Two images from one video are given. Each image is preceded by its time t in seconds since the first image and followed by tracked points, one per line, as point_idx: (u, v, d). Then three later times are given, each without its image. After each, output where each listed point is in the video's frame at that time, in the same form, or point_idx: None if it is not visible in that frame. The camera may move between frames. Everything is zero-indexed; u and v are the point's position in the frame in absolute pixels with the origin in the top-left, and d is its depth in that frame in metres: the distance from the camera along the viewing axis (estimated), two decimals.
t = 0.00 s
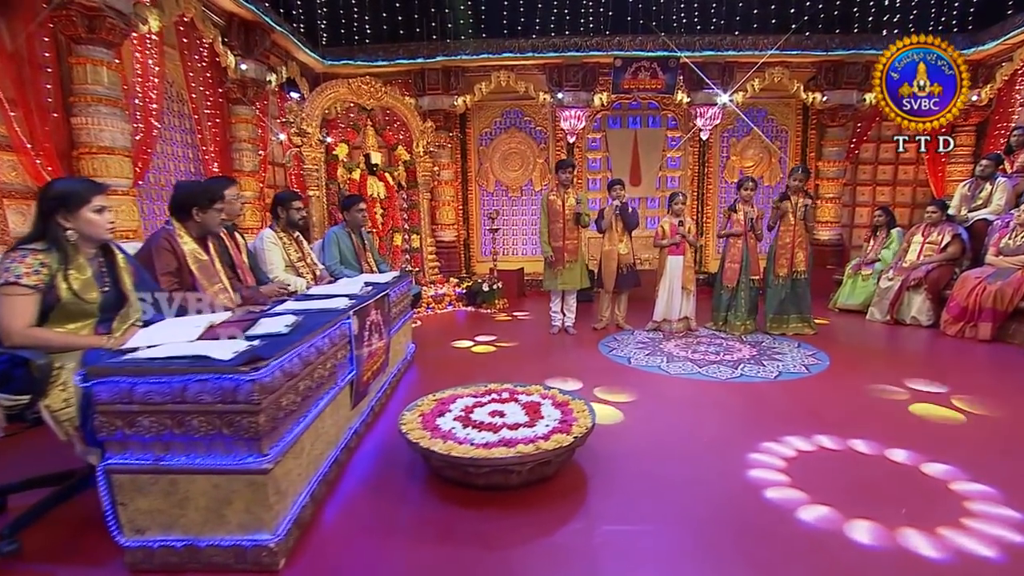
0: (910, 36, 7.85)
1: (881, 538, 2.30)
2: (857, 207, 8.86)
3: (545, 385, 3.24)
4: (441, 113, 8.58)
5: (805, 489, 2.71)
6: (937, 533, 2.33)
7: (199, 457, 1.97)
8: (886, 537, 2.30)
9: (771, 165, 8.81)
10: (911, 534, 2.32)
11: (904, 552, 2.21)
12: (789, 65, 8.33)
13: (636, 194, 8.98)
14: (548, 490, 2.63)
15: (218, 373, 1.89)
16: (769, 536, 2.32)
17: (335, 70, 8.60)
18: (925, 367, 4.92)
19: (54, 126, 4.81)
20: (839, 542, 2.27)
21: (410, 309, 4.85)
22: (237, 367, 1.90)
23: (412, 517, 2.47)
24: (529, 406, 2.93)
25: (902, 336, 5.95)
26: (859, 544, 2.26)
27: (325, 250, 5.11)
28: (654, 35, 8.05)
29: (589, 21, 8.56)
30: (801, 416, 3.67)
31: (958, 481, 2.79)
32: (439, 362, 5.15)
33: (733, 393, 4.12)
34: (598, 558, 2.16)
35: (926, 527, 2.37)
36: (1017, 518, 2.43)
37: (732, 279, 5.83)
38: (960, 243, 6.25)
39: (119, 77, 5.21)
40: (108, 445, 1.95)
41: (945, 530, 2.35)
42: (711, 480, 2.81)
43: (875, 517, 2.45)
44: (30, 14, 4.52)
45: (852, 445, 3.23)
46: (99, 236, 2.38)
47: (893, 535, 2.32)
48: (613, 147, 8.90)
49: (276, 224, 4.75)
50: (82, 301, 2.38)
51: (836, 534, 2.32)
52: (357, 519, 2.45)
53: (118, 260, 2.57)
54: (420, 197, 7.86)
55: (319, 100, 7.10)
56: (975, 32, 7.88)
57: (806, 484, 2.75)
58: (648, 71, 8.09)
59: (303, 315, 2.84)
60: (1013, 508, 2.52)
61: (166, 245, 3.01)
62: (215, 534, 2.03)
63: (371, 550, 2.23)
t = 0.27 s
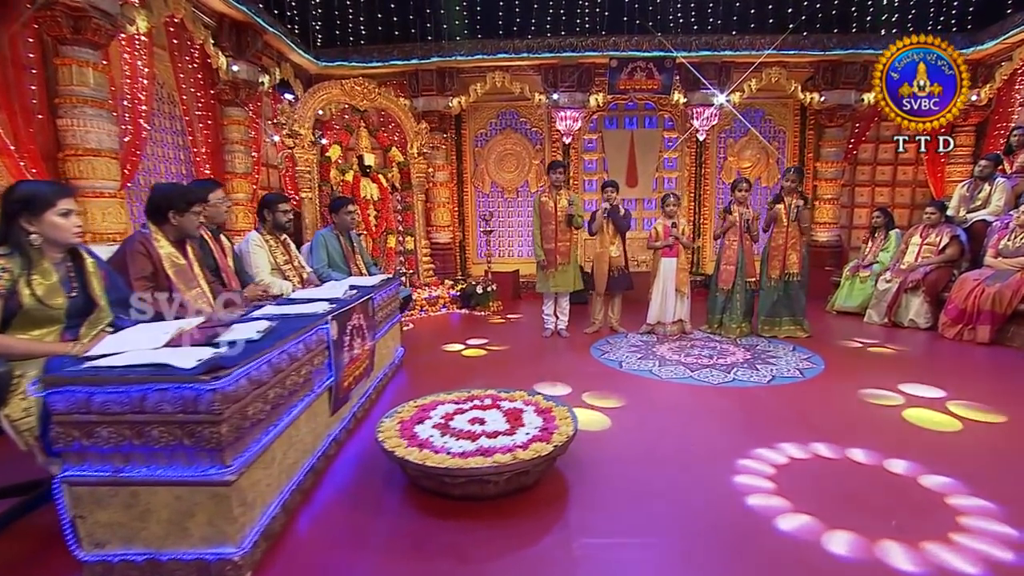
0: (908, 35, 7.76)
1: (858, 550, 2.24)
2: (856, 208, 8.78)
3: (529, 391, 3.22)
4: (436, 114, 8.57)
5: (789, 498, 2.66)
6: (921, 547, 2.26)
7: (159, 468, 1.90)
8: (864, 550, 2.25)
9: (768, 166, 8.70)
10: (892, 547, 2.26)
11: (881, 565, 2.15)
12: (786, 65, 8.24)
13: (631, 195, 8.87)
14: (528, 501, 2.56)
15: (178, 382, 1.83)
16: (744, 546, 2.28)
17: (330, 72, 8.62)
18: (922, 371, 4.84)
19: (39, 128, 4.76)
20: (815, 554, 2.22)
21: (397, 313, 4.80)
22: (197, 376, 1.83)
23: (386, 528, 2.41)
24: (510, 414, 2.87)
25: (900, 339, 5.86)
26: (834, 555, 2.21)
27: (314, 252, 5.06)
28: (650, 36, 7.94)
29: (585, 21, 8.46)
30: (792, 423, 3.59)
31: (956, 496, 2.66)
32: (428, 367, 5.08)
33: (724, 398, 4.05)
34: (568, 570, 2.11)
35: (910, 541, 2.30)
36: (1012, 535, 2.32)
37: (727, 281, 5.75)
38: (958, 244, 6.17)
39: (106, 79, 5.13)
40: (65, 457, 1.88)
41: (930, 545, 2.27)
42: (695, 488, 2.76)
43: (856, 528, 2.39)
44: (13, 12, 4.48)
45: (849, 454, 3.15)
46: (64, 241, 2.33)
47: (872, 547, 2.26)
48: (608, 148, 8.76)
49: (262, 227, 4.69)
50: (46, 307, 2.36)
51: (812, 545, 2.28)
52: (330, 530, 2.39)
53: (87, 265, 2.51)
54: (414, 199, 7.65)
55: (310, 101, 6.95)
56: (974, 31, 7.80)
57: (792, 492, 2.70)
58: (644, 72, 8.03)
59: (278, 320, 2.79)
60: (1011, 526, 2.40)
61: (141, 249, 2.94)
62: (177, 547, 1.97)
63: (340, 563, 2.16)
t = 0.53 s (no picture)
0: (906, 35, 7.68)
1: (830, 563, 2.19)
2: (854, 210, 8.70)
3: (511, 398, 3.20)
4: (431, 117, 8.35)
5: (770, 506, 2.61)
6: (899, 563, 2.19)
7: (114, 481, 1.84)
8: (836, 562, 2.20)
9: (765, 168, 8.59)
10: (866, 561, 2.20)
11: None
12: (783, 66, 8.15)
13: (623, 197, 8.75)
14: (505, 514, 2.50)
15: (133, 392, 1.77)
16: (715, 556, 2.24)
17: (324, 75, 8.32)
18: (917, 375, 4.77)
19: (23, 130, 4.70)
20: (784, 565, 2.18)
21: (382, 316, 4.75)
22: (153, 386, 1.77)
23: (356, 539, 2.35)
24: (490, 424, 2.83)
25: (896, 343, 5.79)
26: (805, 567, 2.17)
27: (300, 256, 5.01)
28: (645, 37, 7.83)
29: (581, 22, 8.32)
30: (780, 429, 3.53)
31: (948, 511, 2.56)
32: (415, 371, 5.01)
33: (712, 404, 3.99)
34: None
35: (889, 556, 2.23)
36: (1001, 555, 2.23)
37: (719, 284, 5.71)
38: (955, 247, 6.11)
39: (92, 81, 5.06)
40: (17, 470, 1.83)
41: (912, 561, 2.21)
42: (675, 495, 2.72)
43: (833, 540, 2.34)
44: None
45: (843, 464, 3.06)
46: (28, 244, 2.30)
47: (846, 560, 2.21)
48: (603, 150, 8.65)
49: (248, 230, 4.65)
50: (9, 313, 2.32)
51: (784, 555, 2.24)
52: (298, 543, 2.33)
53: (53, 270, 2.46)
54: (407, 201, 7.59)
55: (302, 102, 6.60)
56: (972, 32, 7.72)
57: (774, 500, 2.65)
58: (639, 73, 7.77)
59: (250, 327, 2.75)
60: (1004, 545, 2.30)
61: (113, 254, 2.89)
62: (135, 562, 1.91)
63: None
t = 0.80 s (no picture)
0: (904, 36, 7.62)
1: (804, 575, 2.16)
2: (851, 212, 8.64)
3: (494, 405, 3.26)
4: (426, 119, 8.20)
5: (752, 515, 2.59)
6: None
7: (72, 494, 1.79)
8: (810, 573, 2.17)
9: (762, 170, 8.44)
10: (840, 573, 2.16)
11: None
12: (778, 67, 8.04)
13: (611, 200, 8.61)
14: (482, 525, 2.46)
15: (90, 403, 1.73)
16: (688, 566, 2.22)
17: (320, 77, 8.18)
18: (910, 380, 4.71)
19: (9, 134, 4.65)
20: None
21: (369, 321, 4.70)
22: (110, 396, 1.73)
23: (329, 551, 2.32)
24: (469, 434, 2.89)
25: (892, 347, 5.73)
26: None
27: (288, 260, 4.97)
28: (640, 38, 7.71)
29: (576, 23, 8.16)
30: (767, 436, 3.49)
31: (938, 526, 2.49)
32: (403, 377, 4.95)
33: (700, 410, 3.94)
34: None
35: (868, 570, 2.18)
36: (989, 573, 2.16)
37: (710, 287, 5.67)
38: (951, 249, 6.05)
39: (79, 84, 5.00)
40: None
41: None
42: (657, 502, 2.70)
43: (812, 551, 2.30)
44: None
45: (838, 475, 2.99)
46: None
47: (820, 571, 2.18)
48: (599, 151, 8.50)
49: (233, 235, 4.59)
50: None
51: (757, 564, 2.22)
52: (269, 555, 2.29)
53: (21, 277, 2.43)
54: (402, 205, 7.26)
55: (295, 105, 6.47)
56: (970, 33, 7.66)
57: (757, 510, 2.62)
58: (634, 75, 7.64)
59: (223, 334, 2.78)
60: (994, 563, 2.23)
61: (89, 261, 2.86)
62: None
63: None
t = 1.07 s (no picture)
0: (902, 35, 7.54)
1: None
2: (848, 214, 8.57)
3: (474, 413, 3.32)
4: (419, 123, 7.89)
5: (732, 524, 2.55)
6: None
7: (22, 510, 1.75)
8: None
9: (758, 171, 8.35)
10: None
11: None
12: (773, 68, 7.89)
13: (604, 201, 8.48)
14: (457, 537, 2.43)
15: (40, 417, 1.68)
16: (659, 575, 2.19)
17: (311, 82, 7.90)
18: (904, 385, 4.65)
19: None
20: None
21: (354, 326, 4.66)
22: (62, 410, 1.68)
23: (297, 565, 2.28)
24: (447, 444, 2.95)
25: (889, 350, 5.65)
26: None
27: (276, 265, 4.92)
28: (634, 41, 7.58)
29: (570, 26, 8.05)
30: (755, 443, 3.44)
31: (927, 543, 2.40)
32: (391, 384, 4.88)
33: (690, 416, 3.88)
34: None
35: None
36: None
37: (703, 291, 5.59)
38: (947, 251, 5.95)
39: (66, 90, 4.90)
40: None
41: None
42: (635, 508, 2.68)
43: (789, 562, 2.26)
44: None
45: (832, 487, 2.91)
46: None
47: None
48: (594, 154, 8.33)
49: (219, 240, 4.54)
50: None
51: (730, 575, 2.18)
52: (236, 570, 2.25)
53: None
54: (396, 209, 7.02)
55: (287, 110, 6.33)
56: (966, 34, 7.61)
57: (739, 519, 2.58)
58: (628, 77, 7.44)
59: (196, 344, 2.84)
60: None
61: (60, 269, 2.81)
62: None
63: None
